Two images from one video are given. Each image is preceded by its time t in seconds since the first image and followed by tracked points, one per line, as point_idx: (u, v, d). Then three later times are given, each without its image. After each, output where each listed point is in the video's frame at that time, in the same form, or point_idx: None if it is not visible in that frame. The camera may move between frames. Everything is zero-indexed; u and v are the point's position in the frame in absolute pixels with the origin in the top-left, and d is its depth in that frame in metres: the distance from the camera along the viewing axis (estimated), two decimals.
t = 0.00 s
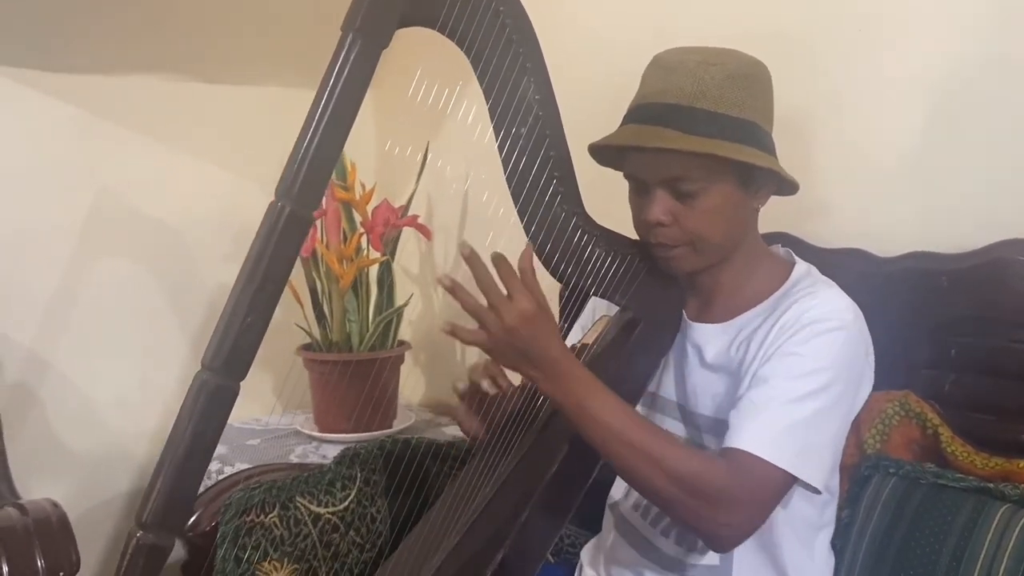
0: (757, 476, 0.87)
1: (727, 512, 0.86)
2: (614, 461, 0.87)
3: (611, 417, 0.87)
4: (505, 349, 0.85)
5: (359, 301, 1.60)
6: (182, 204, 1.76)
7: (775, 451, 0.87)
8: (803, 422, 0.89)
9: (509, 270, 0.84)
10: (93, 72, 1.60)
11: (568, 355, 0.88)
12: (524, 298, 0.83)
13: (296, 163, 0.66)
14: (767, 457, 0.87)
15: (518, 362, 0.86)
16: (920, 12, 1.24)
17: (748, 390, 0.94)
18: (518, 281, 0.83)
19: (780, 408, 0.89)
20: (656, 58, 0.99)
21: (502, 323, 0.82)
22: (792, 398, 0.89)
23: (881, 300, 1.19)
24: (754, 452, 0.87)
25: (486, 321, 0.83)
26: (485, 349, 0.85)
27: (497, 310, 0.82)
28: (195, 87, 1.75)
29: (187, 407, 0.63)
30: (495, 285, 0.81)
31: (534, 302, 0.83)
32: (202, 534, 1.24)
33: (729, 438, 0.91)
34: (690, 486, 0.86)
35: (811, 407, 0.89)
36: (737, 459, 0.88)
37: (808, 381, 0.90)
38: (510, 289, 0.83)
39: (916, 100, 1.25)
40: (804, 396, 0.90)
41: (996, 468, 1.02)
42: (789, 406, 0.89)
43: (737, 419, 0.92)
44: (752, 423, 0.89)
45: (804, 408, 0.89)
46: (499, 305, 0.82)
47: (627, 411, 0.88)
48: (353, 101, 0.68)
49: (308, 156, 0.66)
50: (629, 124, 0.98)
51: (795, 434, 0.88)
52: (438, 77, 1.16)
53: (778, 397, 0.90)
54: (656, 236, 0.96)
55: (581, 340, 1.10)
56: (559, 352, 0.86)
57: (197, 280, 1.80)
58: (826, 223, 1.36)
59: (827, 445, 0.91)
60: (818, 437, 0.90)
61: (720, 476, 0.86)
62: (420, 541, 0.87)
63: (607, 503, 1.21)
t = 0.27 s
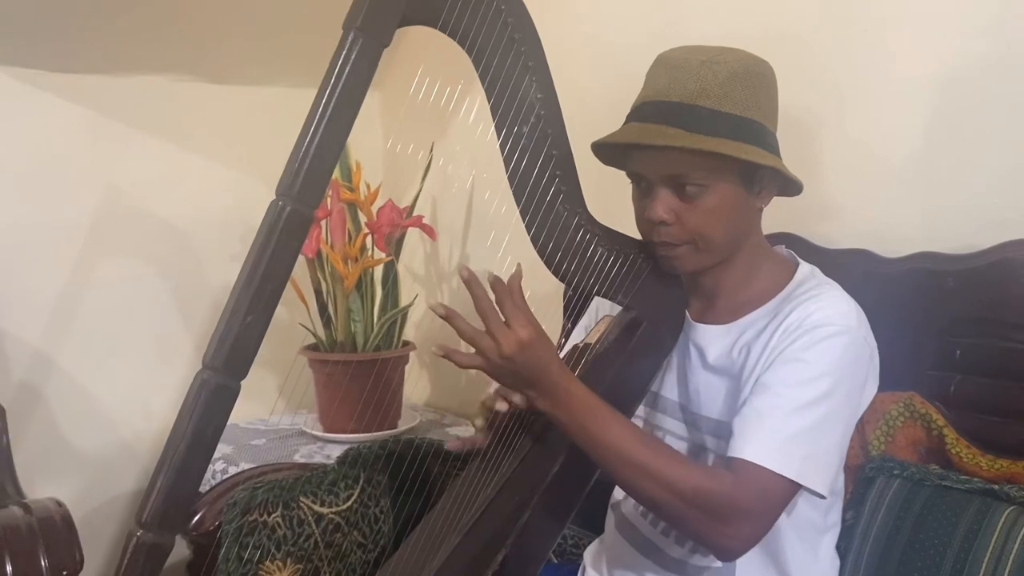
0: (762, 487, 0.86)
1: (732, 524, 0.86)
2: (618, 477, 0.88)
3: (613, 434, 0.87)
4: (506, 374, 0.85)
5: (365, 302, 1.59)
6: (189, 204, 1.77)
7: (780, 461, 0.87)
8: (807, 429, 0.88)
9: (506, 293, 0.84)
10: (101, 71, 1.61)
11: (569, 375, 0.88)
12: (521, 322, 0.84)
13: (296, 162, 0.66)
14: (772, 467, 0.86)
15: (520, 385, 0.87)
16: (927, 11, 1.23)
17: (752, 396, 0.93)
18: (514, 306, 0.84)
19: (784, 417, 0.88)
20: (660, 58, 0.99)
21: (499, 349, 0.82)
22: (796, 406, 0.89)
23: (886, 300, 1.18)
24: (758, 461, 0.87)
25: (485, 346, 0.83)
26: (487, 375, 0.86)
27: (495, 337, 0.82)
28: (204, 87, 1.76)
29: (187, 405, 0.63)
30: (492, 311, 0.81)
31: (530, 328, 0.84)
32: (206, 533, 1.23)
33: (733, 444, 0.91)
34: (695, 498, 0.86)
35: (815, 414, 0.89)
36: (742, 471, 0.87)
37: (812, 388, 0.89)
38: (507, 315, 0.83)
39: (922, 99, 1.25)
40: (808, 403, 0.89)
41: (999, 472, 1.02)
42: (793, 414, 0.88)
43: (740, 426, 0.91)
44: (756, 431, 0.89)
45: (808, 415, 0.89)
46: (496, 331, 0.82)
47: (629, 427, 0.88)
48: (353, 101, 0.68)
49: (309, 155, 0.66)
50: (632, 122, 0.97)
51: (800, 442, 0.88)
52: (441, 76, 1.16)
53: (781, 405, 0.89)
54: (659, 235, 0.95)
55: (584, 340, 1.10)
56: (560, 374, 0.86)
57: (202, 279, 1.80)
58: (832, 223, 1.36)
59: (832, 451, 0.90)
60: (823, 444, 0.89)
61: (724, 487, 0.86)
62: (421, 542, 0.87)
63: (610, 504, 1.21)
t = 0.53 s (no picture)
0: (767, 493, 0.86)
1: (738, 531, 0.85)
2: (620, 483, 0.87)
3: (618, 446, 0.86)
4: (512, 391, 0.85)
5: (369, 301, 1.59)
6: (194, 203, 1.77)
7: (785, 467, 0.86)
8: (810, 434, 0.88)
9: (507, 312, 0.83)
10: (107, 72, 1.61)
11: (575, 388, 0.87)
12: (524, 341, 0.83)
13: (297, 160, 0.66)
14: (776, 472, 0.86)
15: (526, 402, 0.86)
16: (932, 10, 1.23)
17: (755, 400, 0.93)
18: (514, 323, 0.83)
19: (788, 422, 0.88)
20: (664, 57, 0.99)
21: (500, 367, 0.82)
22: (800, 411, 0.88)
23: (890, 300, 1.18)
24: (762, 467, 0.87)
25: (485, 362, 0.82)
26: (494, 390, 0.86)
27: (495, 356, 0.81)
28: (208, 88, 1.76)
29: (188, 404, 0.64)
30: (494, 329, 0.80)
31: (534, 347, 0.82)
32: (208, 532, 1.26)
33: (736, 448, 0.90)
34: (701, 507, 0.85)
35: (819, 419, 0.88)
36: (745, 477, 0.87)
37: (816, 393, 0.89)
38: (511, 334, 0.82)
39: (926, 98, 1.24)
40: (812, 408, 0.89)
41: (1003, 472, 1.02)
42: (797, 419, 0.88)
43: (744, 430, 0.91)
44: (759, 436, 0.88)
45: (811, 420, 0.88)
46: (499, 352, 0.81)
47: (635, 438, 0.87)
48: (354, 100, 0.68)
49: (310, 154, 0.66)
50: (635, 121, 0.97)
51: (804, 448, 0.87)
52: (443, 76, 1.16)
53: (784, 410, 0.89)
54: (661, 234, 0.95)
55: (586, 339, 1.10)
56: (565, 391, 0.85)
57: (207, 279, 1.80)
58: (837, 223, 1.36)
59: (836, 454, 0.90)
60: (826, 448, 0.89)
61: (730, 495, 0.86)
62: (423, 542, 0.87)
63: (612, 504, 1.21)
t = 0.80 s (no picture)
0: (763, 492, 0.86)
1: (733, 529, 0.85)
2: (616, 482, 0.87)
3: (613, 442, 0.86)
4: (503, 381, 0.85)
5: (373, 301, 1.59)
6: (198, 204, 1.77)
7: (781, 467, 0.86)
8: (806, 435, 0.88)
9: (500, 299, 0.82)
10: (110, 74, 1.62)
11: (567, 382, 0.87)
12: (517, 328, 0.83)
13: (297, 160, 0.66)
14: (772, 471, 0.86)
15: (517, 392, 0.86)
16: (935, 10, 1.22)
17: (753, 399, 0.93)
18: (507, 310, 0.83)
19: (784, 421, 0.88)
20: (666, 56, 0.99)
21: (493, 355, 0.82)
22: (797, 410, 0.88)
23: (894, 300, 1.17)
24: (757, 466, 0.87)
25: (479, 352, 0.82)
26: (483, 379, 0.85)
27: (489, 344, 0.81)
28: (211, 88, 1.77)
29: (188, 404, 0.64)
30: (486, 316, 0.80)
31: (525, 332, 0.83)
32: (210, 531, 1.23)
33: (734, 448, 0.90)
34: (696, 506, 0.85)
35: (815, 419, 0.88)
36: (740, 476, 0.87)
37: (813, 393, 0.89)
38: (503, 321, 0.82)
39: (930, 98, 1.24)
40: (809, 408, 0.89)
41: (1007, 474, 1.00)
42: (793, 419, 0.88)
43: (740, 429, 0.91)
44: (755, 435, 0.88)
45: (808, 421, 0.88)
46: (491, 337, 0.81)
47: (630, 436, 0.87)
48: (354, 100, 0.68)
49: (310, 153, 0.66)
50: (637, 120, 0.97)
51: (800, 447, 0.87)
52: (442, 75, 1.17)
53: (781, 410, 0.89)
54: (661, 234, 0.95)
55: (588, 339, 1.10)
56: (556, 380, 0.85)
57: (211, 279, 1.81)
58: (841, 224, 1.35)
59: (833, 455, 0.90)
60: (823, 449, 0.89)
61: (725, 493, 0.86)
62: (424, 542, 0.87)
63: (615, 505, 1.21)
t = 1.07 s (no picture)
0: (764, 493, 0.86)
1: (736, 531, 0.85)
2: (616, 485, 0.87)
3: (615, 448, 0.86)
4: (505, 388, 0.84)
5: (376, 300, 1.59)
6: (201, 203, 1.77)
7: (783, 467, 0.86)
8: (809, 436, 0.87)
9: (507, 311, 0.83)
10: (113, 72, 1.62)
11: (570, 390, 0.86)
12: (519, 338, 0.82)
13: (299, 158, 0.66)
14: (774, 472, 0.86)
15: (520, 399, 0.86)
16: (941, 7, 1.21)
17: (756, 400, 0.92)
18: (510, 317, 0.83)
19: (787, 422, 0.88)
20: (670, 53, 0.98)
21: (495, 362, 0.81)
22: (800, 411, 0.88)
23: (899, 299, 1.17)
24: (759, 467, 0.86)
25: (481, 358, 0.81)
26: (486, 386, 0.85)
27: (491, 350, 0.80)
28: (216, 89, 1.75)
29: (188, 402, 0.63)
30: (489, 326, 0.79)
31: (527, 342, 0.82)
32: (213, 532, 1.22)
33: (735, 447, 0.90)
34: (698, 508, 0.85)
35: (818, 420, 0.88)
36: (742, 478, 0.87)
37: (816, 394, 0.88)
38: (506, 330, 0.82)
39: (935, 96, 1.23)
40: (812, 409, 0.88)
41: (1012, 473, 1.00)
42: (795, 420, 0.88)
43: (743, 430, 0.90)
44: (757, 436, 0.88)
45: (810, 421, 0.88)
46: (494, 347, 0.81)
47: (635, 442, 0.87)
48: (355, 98, 0.68)
49: (311, 150, 0.66)
50: (640, 117, 0.97)
51: (803, 448, 0.87)
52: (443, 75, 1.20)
53: (784, 410, 0.88)
54: (664, 232, 0.95)
55: (591, 338, 1.09)
56: (559, 388, 0.85)
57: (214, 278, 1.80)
58: (845, 222, 1.34)
59: (835, 455, 0.89)
60: (825, 449, 0.88)
61: (727, 495, 0.85)
62: (425, 541, 0.88)
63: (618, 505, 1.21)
